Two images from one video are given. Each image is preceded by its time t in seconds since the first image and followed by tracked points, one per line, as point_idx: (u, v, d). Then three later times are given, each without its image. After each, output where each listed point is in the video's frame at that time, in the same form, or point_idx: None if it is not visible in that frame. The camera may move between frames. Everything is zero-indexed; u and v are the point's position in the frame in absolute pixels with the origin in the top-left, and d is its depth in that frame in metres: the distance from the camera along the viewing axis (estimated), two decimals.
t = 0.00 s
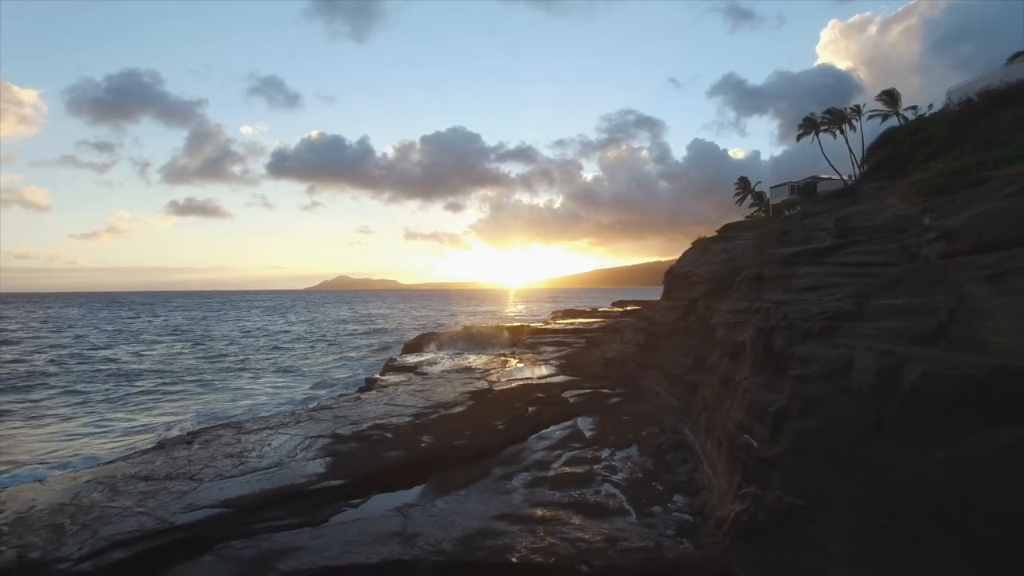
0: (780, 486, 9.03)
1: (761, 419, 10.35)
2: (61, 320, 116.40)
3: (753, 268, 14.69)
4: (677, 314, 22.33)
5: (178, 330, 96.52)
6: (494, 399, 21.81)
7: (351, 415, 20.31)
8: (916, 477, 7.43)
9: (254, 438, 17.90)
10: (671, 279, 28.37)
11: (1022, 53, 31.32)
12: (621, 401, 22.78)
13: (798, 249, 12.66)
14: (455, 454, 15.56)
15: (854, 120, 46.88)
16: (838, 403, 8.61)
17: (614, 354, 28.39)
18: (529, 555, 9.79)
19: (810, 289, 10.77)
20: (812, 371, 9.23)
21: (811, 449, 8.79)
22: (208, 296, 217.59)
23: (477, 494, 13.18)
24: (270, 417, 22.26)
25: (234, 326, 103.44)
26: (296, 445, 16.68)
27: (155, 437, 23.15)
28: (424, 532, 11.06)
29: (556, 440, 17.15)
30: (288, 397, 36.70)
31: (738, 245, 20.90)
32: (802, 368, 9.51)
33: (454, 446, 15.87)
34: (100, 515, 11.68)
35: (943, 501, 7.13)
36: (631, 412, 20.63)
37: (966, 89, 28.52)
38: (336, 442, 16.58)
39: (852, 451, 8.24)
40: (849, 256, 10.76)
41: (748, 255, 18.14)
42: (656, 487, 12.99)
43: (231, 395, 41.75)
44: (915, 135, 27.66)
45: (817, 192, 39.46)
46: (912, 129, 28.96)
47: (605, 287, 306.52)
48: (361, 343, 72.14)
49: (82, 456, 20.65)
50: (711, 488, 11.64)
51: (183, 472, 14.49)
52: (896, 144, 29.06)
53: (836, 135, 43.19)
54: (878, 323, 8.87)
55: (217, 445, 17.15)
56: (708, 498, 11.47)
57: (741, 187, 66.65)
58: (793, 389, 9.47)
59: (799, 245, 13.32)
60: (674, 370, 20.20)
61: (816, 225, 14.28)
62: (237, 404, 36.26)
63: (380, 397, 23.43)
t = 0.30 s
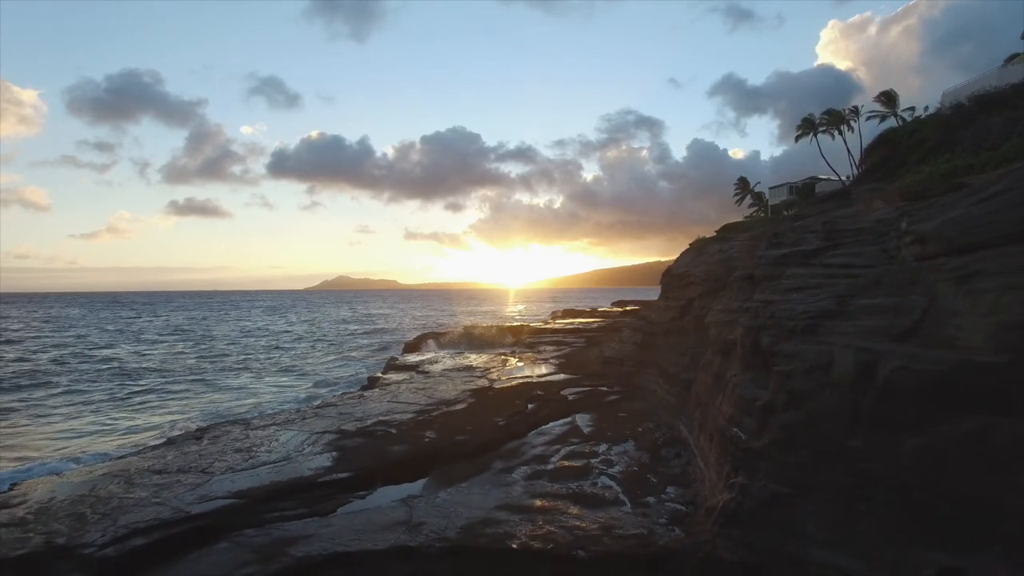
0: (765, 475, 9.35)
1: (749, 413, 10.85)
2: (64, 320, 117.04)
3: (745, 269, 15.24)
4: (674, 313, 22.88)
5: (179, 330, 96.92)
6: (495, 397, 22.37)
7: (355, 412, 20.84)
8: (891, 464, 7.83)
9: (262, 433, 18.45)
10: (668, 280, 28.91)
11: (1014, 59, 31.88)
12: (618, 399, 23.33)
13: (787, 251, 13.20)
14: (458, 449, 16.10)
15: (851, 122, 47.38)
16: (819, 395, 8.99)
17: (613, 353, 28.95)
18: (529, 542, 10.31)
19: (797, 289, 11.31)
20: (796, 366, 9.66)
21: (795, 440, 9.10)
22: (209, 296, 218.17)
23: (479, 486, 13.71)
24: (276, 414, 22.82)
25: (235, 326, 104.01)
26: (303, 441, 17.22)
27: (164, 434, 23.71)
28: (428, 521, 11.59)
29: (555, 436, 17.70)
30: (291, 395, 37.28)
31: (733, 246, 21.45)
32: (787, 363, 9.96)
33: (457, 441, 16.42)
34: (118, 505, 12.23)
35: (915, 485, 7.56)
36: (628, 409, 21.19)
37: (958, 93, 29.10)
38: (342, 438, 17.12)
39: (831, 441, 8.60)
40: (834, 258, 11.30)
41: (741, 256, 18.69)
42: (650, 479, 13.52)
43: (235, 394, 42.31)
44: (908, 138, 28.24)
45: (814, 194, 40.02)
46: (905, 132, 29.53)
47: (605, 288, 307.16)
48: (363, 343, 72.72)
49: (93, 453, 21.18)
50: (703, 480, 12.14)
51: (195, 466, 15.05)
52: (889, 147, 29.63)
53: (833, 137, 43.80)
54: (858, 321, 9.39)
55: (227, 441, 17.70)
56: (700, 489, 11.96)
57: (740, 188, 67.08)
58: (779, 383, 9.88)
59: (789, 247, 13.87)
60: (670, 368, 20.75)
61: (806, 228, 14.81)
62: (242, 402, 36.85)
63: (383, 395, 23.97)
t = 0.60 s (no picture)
0: (757, 470, 9.67)
1: (742, 410, 11.18)
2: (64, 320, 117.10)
3: (740, 270, 15.59)
4: (672, 313, 23.23)
5: (180, 330, 97.42)
6: (495, 395, 22.72)
7: (358, 410, 21.19)
8: (877, 458, 8.14)
9: (267, 431, 18.79)
10: (666, 280, 29.26)
11: (1011, 60, 32.15)
12: (616, 397, 23.67)
13: (780, 252, 13.54)
14: (459, 446, 16.45)
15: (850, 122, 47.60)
16: (809, 392, 9.30)
17: (612, 352, 29.30)
18: (529, 534, 10.65)
19: (789, 290, 11.66)
20: (787, 364, 9.99)
21: (785, 435, 9.42)
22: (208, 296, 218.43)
23: (480, 481, 14.06)
24: (280, 412, 23.17)
25: (236, 326, 104.34)
26: (308, 438, 17.57)
27: (169, 432, 24.03)
28: (431, 515, 11.94)
29: (554, 433, 18.04)
30: (293, 394, 37.61)
31: (729, 247, 21.80)
32: (779, 362, 10.29)
33: (458, 438, 16.77)
34: (130, 499, 12.60)
35: (900, 478, 7.86)
36: (626, 408, 21.54)
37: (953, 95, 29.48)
38: (346, 435, 17.47)
39: (820, 436, 8.92)
40: (825, 259, 11.64)
41: (737, 257, 19.05)
42: (647, 474, 13.86)
43: (237, 393, 42.59)
44: (903, 140, 28.61)
45: (812, 194, 40.37)
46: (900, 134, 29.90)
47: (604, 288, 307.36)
48: (363, 343, 73.04)
49: (100, 450, 21.54)
50: (698, 475, 12.47)
51: (202, 462, 15.40)
52: (886, 149, 29.99)
53: (831, 138, 44.13)
54: (846, 320, 9.73)
55: (232, 438, 18.05)
56: (695, 484, 12.29)
57: (740, 189, 67.33)
58: (770, 380, 10.20)
59: (783, 248, 14.22)
60: (668, 367, 21.10)
61: (800, 229, 15.16)
62: (244, 401, 37.16)
63: (385, 394, 24.32)
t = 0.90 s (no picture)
0: (748, 463, 10.03)
1: (735, 405, 11.56)
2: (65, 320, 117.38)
3: (734, 271, 15.99)
4: (669, 313, 23.64)
5: (181, 330, 97.70)
6: (496, 394, 23.12)
7: (361, 408, 21.59)
8: (862, 451, 8.49)
9: (272, 428, 19.19)
10: (664, 281, 29.64)
11: (1006, 62, 32.48)
12: (614, 395, 24.09)
13: (772, 253, 13.94)
14: (461, 442, 16.87)
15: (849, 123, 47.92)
16: (799, 388, 9.68)
17: (610, 352, 29.71)
18: (529, 526, 11.03)
19: (780, 290, 12.05)
20: (778, 361, 10.37)
21: (775, 430, 9.81)
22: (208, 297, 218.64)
23: (481, 476, 14.45)
24: (284, 411, 23.55)
25: (236, 326, 104.57)
26: (312, 435, 17.96)
27: (174, 430, 24.40)
28: (434, 509, 12.31)
29: (553, 430, 18.45)
30: (295, 394, 37.96)
31: (726, 248, 22.20)
32: (770, 359, 10.66)
33: (460, 434, 17.18)
34: (141, 494, 12.99)
35: (883, 470, 8.21)
36: (624, 406, 21.95)
37: (947, 97, 29.92)
38: (350, 432, 17.88)
39: (809, 431, 9.28)
40: (814, 260, 12.05)
41: (731, 257, 19.47)
42: (644, 469, 14.26)
43: (238, 393, 42.90)
44: (898, 141, 29.03)
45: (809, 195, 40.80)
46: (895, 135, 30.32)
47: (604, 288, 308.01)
48: (364, 343, 73.41)
49: (108, 447, 21.92)
50: (693, 470, 12.84)
51: (210, 458, 15.79)
52: (881, 151, 30.41)
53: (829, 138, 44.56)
54: (834, 319, 10.12)
55: (238, 435, 18.44)
56: (690, 478, 12.67)
57: (739, 189, 67.61)
58: (762, 377, 10.56)
59: (775, 249, 14.63)
60: (665, 366, 21.49)
61: (792, 230, 15.56)
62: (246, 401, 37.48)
63: (387, 392, 24.72)
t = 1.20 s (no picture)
0: (741, 458, 10.34)
1: (728, 402, 11.89)
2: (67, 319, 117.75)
3: (730, 271, 16.35)
4: (667, 313, 23.99)
5: (182, 330, 98.10)
6: (496, 392, 23.49)
7: (363, 406, 21.96)
8: (849, 445, 8.81)
9: (276, 426, 19.55)
10: (663, 281, 29.99)
11: (1002, 64, 32.85)
12: (613, 394, 24.46)
13: (766, 254, 14.30)
14: (462, 439, 17.23)
15: (848, 124, 48.25)
16: (790, 386, 10.02)
17: (609, 351, 30.09)
18: (529, 519, 11.37)
19: (773, 291, 12.39)
20: (770, 360, 10.70)
21: (767, 426, 10.14)
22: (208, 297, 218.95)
23: (482, 472, 14.80)
24: (287, 409, 23.92)
25: (237, 325, 105.03)
26: (316, 432, 18.31)
27: (179, 428, 24.77)
28: (437, 503, 12.66)
29: (553, 428, 18.81)
30: (297, 393, 38.32)
31: (723, 249, 22.56)
32: (763, 358, 11.00)
33: (461, 432, 17.54)
34: (151, 489, 13.34)
35: (869, 464, 8.52)
36: (622, 404, 22.31)
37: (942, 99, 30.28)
38: (353, 429, 18.23)
39: (800, 427, 9.62)
40: (807, 261, 12.39)
41: (728, 258, 19.83)
42: (641, 465, 14.62)
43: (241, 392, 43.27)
44: (894, 143, 29.42)
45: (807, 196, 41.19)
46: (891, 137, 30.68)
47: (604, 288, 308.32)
48: (365, 343, 73.79)
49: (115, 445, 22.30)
50: (689, 465, 13.16)
51: (216, 455, 16.14)
52: (878, 152, 30.77)
53: (827, 139, 44.94)
54: (824, 319, 10.43)
55: (243, 433, 18.79)
56: (686, 474, 12.99)
57: (739, 189, 67.90)
58: (755, 375, 10.89)
59: (770, 250, 14.99)
60: (663, 365, 21.85)
61: (786, 232, 15.91)
62: (249, 400, 37.86)
63: (389, 391, 25.10)
